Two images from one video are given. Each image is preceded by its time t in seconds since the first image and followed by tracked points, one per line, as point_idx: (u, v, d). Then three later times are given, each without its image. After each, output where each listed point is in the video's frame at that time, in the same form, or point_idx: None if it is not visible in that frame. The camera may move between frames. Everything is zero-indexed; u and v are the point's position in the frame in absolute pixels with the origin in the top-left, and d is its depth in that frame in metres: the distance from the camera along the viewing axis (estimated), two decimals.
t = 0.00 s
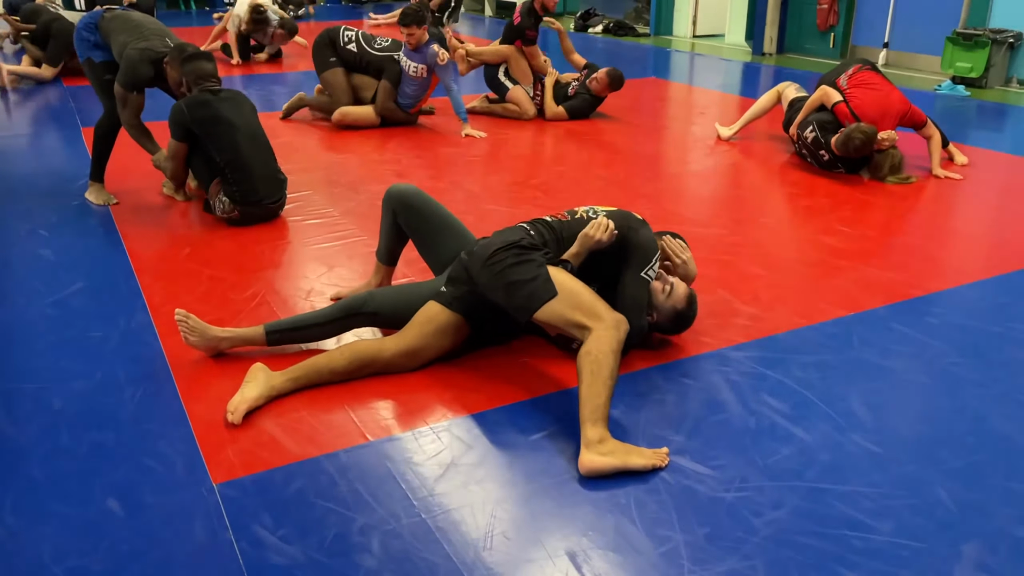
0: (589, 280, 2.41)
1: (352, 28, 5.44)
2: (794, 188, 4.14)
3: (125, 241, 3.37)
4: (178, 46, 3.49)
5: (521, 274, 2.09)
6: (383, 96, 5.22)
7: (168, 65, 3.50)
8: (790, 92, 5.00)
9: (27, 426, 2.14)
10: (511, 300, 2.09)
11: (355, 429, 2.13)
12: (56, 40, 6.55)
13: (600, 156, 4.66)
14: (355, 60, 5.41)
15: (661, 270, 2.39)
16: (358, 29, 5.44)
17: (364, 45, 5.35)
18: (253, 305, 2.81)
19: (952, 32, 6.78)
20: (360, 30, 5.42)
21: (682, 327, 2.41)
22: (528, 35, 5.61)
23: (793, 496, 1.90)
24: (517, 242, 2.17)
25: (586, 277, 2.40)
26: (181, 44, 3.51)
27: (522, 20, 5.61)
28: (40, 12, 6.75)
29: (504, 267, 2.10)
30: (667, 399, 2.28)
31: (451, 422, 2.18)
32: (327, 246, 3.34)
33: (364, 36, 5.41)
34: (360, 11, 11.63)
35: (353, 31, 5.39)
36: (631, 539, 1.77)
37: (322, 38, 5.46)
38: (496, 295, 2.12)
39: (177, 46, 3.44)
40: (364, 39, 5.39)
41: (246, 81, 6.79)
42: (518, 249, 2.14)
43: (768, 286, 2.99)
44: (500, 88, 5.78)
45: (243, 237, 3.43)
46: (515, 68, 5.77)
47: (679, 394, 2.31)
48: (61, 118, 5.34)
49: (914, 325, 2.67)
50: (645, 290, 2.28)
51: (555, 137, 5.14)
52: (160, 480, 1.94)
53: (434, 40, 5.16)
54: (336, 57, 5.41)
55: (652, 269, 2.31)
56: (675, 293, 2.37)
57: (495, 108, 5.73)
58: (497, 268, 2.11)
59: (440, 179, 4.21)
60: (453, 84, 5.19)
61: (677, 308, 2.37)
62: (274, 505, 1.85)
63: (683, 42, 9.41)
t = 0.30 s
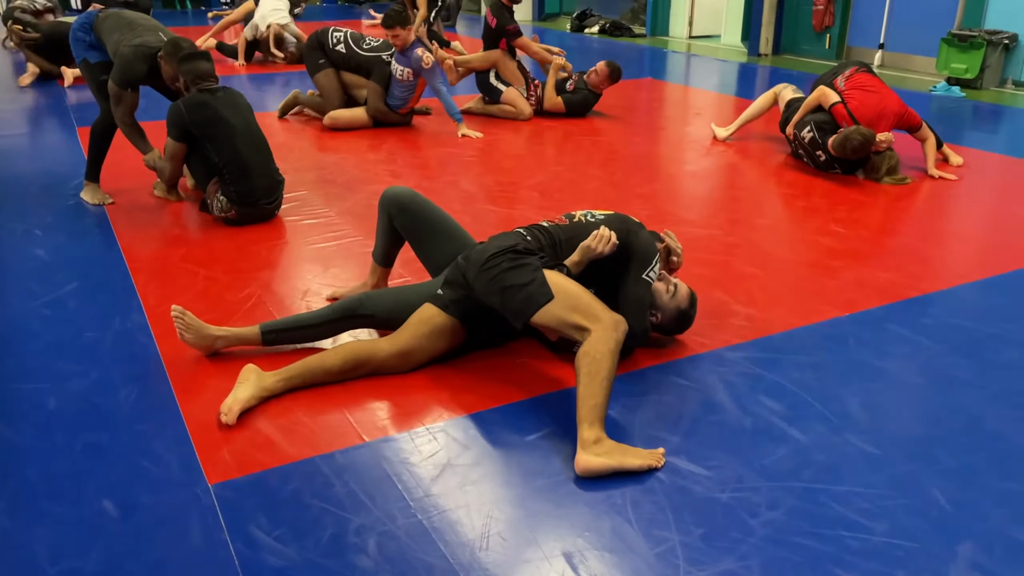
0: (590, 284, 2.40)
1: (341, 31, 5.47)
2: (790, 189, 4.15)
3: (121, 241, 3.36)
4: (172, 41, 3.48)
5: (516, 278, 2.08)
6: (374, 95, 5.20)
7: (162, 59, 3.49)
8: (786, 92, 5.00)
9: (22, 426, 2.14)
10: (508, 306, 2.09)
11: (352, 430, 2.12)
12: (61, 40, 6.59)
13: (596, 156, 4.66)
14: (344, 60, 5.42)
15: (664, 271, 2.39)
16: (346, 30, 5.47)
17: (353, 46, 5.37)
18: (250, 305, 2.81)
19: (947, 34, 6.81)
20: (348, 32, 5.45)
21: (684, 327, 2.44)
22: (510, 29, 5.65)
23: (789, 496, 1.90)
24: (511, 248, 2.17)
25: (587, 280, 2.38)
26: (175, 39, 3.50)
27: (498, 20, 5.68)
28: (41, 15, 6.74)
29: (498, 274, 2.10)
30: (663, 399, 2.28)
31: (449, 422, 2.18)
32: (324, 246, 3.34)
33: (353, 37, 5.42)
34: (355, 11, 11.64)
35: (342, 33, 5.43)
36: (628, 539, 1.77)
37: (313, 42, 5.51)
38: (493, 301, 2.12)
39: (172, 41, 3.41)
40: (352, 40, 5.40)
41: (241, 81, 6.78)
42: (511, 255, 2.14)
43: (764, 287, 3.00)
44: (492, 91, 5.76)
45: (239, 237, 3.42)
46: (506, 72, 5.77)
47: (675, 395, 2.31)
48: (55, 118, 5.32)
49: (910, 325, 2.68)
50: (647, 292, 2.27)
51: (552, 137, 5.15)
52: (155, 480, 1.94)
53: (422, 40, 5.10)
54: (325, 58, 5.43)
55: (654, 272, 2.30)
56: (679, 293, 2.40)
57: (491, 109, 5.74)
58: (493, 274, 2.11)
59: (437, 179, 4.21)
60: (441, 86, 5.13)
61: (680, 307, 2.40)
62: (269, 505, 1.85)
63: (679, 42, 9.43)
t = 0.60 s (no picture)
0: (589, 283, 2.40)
1: (330, 33, 5.37)
2: (787, 189, 4.15)
3: (117, 241, 3.36)
4: (165, 40, 3.48)
5: (518, 279, 2.10)
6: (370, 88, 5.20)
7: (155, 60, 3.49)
8: (782, 92, 5.00)
9: (17, 427, 2.13)
10: (513, 308, 2.11)
11: (350, 430, 2.12)
12: (56, 40, 6.57)
13: (593, 156, 4.66)
14: (339, 63, 5.35)
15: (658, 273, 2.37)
16: (335, 31, 5.37)
17: (344, 48, 5.29)
18: (247, 306, 2.80)
19: (943, 34, 6.82)
20: (337, 33, 5.35)
21: (681, 326, 2.46)
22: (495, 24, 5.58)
23: (786, 496, 1.90)
24: (512, 249, 2.18)
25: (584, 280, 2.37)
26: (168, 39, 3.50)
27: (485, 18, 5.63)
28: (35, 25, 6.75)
29: (501, 276, 2.12)
30: (661, 400, 2.28)
31: (447, 423, 2.17)
32: (321, 246, 3.33)
33: (343, 37, 5.33)
34: (351, 11, 11.65)
35: (332, 35, 5.33)
36: (625, 539, 1.77)
37: (305, 47, 5.44)
38: (496, 302, 2.14)
39: (165, 42, 3.43)
40: (343, 40, 5.31)
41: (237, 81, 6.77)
42: (512, 257, 2.15)
43: (761, 287, 3.00)
44: (485, 88, 5.77)
45: (235, 238, 3.42)
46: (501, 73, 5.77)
47: (673, 395, 2.31)
48: (51, 118, 5.31)
49: (906, 326, 2.68)
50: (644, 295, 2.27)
51: (548, 137, 5.15)
52: (151, 481, 1.93)
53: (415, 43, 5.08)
54: (322, 66, 5.39)
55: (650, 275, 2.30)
56: (673, 293, 2.40)
57: (488, 109, 5.74)
58: (495, 276, 2.12)
59: (433, 179, 4.21)
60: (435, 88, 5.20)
61: (675, 307, 2.42)
62: (266, 506, 1.85)
63: (676, 42, 9.44)
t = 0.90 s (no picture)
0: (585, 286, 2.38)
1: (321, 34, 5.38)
2: (784, 189, 4.16)
3: (113, 242, 3.35)
4: (162, 43, 3.47)
5: (515, 276, 2.09)
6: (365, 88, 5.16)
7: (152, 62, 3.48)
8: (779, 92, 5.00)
9: (14, 429, 2.13)
10: (507, 306, 2.10)
11: (346, 432, 2.12)
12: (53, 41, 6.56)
13: (590, 156, 4.67)
14: (335, 64, 5.36)
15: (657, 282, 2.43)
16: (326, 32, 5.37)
17: (337, 49, 5.30)
18: (244, 307, 2.80)
19: (940, 34, 6.83)
20: (328, 34, 5.36)
21: (676, 339, 2.50)
22: (501, 15, 5.58)
23: (783, 496, 1.91)
24: (510, 247, 2.17)
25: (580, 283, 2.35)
26: (165, 40, 3.49)
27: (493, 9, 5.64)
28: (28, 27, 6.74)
29: (498, 272, 2.11)
30: (658, 400, 2.28)
31: (444, 424, 2.17)
32: (319, 247, 3.33)
33: (335, 37, 5.35)
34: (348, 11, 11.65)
35: (323, 36, 5.34)
36: (623, 540, 1.77)
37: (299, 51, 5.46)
38: (491, 301, 2.13)
39: (162, 45, 3.41)
40: (335, 41, 5.33)
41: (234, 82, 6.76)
42: (509, 254, 2.14)
43: (759, 287, 3.00)
44: (481, 77, 5.79)
45: (232, 238, 3.41)
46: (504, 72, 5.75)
47: (670, 395, 2.31)
48: (47, 118, 5.30)
49: (903, 326, 2.69)
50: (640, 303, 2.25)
51: (546, 137, 5.15)
52: (149, 482, 1.93)
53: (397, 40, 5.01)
54: (318, 70, 5.39)
55: (647, 280, 2.27)
56: (670, 304, 2.44)
57: (485, 108, 5.73)
58: (492, 272, 2.12)
59: (431, 180, 4.21)
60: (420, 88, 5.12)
61: (671, 319, 2.45)
62: (264, 507, 1.84)
63: (673, 42, 9.45)
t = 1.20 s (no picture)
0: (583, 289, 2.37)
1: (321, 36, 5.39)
2: (780, 189, 4.16)
3: (109, 243, 3.35)
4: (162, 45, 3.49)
5: (512, 277, 2.08)
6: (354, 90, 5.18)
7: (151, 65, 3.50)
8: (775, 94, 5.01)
9: (9, 430, 2.12)
10: (503, 307, 2.08)
11: (343, 433, 2.11)
12: (49, 42, 6.56)
13: (586, 156, 4.67)
14: (334, 67, 5.38)
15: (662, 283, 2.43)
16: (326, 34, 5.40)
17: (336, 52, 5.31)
18: (240, 307, 2.80)
19: (936, 34, 6.83)
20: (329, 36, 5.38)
21: (680, 338, 2.50)
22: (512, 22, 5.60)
23: (779, 496, 1.90)
24: (504, 248, 2.16)
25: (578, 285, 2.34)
26: (166, 45, 3.50)
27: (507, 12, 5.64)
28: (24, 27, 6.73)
29: (495, 275, 2.10)
30: (654, 400, 2.28)
31: (441, 425, 2.17)
32: (315, 247, 3.32)
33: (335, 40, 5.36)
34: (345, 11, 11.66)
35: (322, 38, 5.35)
36: (619, 540, 1.77)
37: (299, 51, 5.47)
38: (488, 303, 2.12)
39: (161, 50, 3.43)
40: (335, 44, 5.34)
41: (231, 82, 6.76)
42: (505, 256, 2.13)
43: (754, 286, 3.01)
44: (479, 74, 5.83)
45: (228, 239, 3.41)
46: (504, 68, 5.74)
47: (666, 395, 2.31)
48: (43, 119, 5.29)
49: (899, 325, 2.69)
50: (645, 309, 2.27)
51: (542, 138, 5.15)
52: (144, 483, 1.93)
53: (378, 46, 4.96)
54: (317, 70, 5.42)
55: (647, 285, 2.26)
56: (678, 305, 2.45)
57: (483, 108, 5.71)
58: (489, 275, 2.10)
59: (427, 180, 4.21)
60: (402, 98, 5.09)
61: (680, 319, 2.45)
62: (259, 508, 1.84)
63: (669, 42, 9.45)
